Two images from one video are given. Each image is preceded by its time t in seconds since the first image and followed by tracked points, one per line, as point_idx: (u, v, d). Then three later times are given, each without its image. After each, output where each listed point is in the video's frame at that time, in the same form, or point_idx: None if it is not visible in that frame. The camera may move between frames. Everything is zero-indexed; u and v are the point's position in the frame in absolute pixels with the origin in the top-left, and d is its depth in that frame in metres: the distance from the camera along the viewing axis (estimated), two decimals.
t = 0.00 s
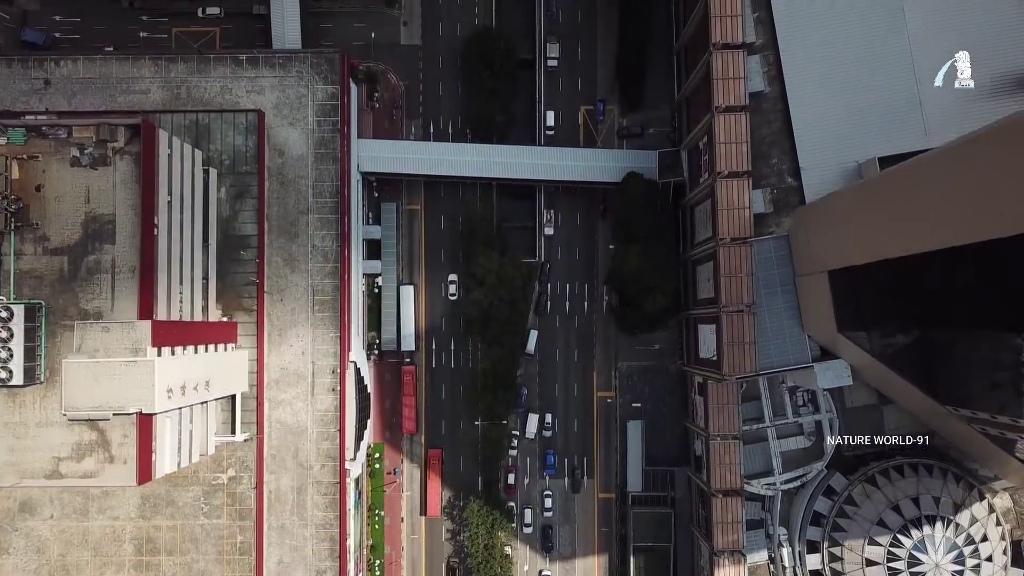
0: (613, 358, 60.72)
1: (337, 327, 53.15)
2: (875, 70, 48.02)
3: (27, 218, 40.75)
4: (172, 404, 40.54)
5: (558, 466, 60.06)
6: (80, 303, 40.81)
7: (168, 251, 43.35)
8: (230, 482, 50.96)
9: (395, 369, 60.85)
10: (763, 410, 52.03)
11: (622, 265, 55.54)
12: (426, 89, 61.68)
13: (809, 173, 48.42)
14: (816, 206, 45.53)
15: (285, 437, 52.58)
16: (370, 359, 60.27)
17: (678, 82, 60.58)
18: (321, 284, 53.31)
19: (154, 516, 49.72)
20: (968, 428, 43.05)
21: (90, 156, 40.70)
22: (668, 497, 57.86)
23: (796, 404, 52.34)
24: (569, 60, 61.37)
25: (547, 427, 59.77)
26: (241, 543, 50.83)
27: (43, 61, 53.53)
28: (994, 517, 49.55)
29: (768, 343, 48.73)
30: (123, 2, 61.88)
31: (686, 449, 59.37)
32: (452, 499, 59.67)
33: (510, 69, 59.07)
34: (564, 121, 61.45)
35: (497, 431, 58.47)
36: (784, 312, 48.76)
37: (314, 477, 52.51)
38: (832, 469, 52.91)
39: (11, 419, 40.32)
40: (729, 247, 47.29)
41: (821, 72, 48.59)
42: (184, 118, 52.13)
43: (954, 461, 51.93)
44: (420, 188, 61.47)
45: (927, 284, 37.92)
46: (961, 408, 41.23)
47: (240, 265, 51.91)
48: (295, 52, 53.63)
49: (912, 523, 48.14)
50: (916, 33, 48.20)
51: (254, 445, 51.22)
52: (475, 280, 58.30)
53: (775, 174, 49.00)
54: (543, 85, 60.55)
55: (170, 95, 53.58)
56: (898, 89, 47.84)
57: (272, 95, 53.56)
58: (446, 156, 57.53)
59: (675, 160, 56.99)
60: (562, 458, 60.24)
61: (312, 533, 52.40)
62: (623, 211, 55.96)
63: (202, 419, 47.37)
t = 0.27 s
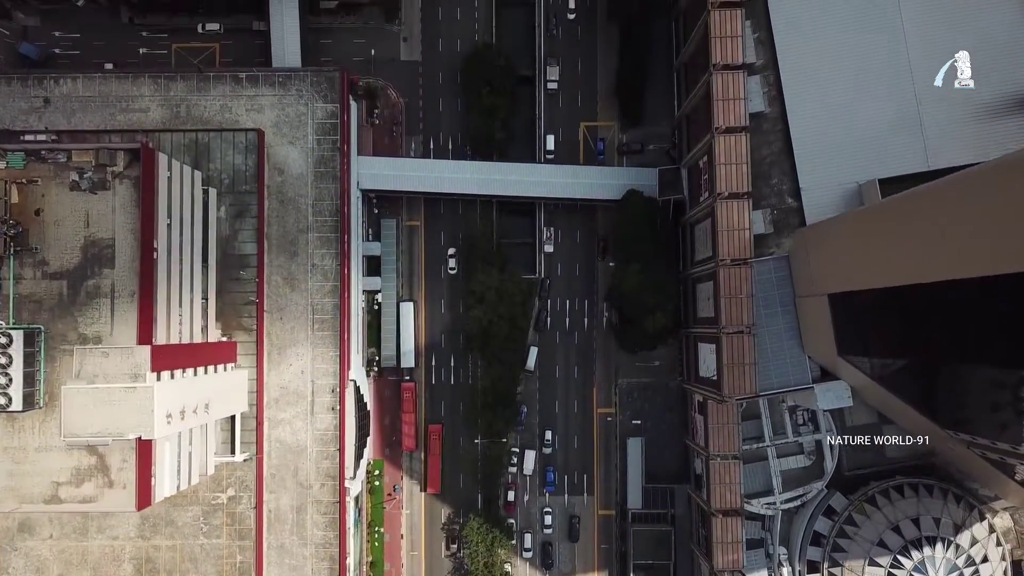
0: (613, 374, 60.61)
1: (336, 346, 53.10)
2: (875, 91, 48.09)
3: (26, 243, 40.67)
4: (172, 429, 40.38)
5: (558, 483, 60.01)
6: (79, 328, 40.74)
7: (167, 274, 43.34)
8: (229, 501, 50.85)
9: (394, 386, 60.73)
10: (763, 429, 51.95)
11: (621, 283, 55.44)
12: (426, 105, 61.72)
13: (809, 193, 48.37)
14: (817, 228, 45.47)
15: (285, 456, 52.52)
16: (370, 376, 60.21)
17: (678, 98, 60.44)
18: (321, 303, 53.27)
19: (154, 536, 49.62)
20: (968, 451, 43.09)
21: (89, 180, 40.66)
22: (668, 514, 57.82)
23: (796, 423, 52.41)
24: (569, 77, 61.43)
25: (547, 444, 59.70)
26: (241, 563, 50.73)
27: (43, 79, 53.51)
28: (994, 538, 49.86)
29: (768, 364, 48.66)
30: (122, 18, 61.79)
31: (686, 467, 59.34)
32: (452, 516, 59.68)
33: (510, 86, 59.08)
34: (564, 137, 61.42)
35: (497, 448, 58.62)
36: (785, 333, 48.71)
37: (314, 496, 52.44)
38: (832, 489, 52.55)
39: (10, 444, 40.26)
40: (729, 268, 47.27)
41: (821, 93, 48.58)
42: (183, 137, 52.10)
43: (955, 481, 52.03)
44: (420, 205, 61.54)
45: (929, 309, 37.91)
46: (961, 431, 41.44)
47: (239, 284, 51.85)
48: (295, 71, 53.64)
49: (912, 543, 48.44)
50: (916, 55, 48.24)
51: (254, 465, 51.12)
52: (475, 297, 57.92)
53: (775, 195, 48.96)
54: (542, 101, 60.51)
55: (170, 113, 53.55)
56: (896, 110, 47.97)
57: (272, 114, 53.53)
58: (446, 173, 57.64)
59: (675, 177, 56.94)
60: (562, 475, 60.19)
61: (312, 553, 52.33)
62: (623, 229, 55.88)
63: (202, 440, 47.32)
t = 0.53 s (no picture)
0: (613, 393, 60.56)
1: (336, 367, 53.04)
2: (874, 113, 48.24)
3: (24, 269, 40.52)
4: (171, 456, 40.25)
5: (558, 501, 59.96)
6: (78, 355, 40.60)
7: (167, 299, 43.28)
8: (228, 523, 50.81)
9: (394, 404, 60.65)
10: (763, 450, 51.87)
11: (621, 302, 55.34)
12: (426, 123, 61.73)
13: (809, 216, 48.35)
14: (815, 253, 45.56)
15: (284, 477, 52.44)
16: (369, 394, 60.11)
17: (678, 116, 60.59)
18: (320, 324, 53.20)
19: (152, 558, 49.53)
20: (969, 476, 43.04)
21: (88, 206, 40.60)
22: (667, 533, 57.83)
23: (796, 444, 52.15)
24: (569, 95, 61.54)
25: (547, 462, 59.61)
26: None
27: (42, 98, 53.46)
28: (994, 560, 49.48)
29: (768, 387, 48.60)
30: (122, 35, 61.74)
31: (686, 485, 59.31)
32: (451, 534, 59.67)
33: (510, 104, 59.08)
34: (564, 155, 61.40)
35: (496, 469, 57.30)
36: (785, 356, 48.71)
37: (313, 517, 52.36)
38: (832, 510, 52.99)
39: (9, 471, 40.16)
40: (728, 291, 47.29)
41: (821, 115, 48.59)
42: (183, 158, 51.99)
43: (954, 502, 52.08)
44: (420, 222, 61.39)
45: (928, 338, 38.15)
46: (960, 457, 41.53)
47: (239, 305, 51.76)
48: (295, 91, 53.62)
49: (912, 567, 47.56)
50: (917, 78, 48.27)
51: (253, 487, 51.07)
52: (475, 315, 57.95)
53: (776, 217, 48.93)
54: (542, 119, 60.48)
55: (169, 133, 53.49)
56: (896, 134, 48.15)
57: (272, 134, 53.49)
58: (446, 192, 57.67)
59: (675, 196, 56.84)
60: (562, 493, 60.15)
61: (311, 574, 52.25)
62: (623, 248, 55.81)
63: (202, 464, 47.27)
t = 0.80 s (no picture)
0: (612, 411, 60.45)
1: (335, 388, 52.94)
2: (874, 136, 48.15)
3: (23, 296, 40.44)
4: (170, 484, 40.15)
5: (558, 520, 59.90)
6: (77, 382, 40.50)
7: (165, 324, 43.20)
8: (227, 544, 50.86)
9: (393, 421, 60.59)
10: (763, 471, 51.85)
11: (621, 323, 55.22)
12: (426, 140, 61.77)
13: (810, 239, 48.21)
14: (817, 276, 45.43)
15: (283, 498, 52.36)
16: (368, 413, 59.99)
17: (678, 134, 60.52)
18: (320, 344, 53.10)
19: None
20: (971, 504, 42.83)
21: (87, 233, 40.55)
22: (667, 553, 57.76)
23: (797, 465, 52.26)
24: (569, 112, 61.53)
25: (547, 481, 59.57)
26: None
27: (41, 118, 53.43)
28: None
29: (768, 410, 48.47)
30: (122, 52, 61.62)
31: (686, 504, 59.27)
32: (450, 552, 59.62)
33: (509, 122, 59.00)
34: (563, 172, 61.35)
35: (496, 487, 57.81)
36: (785, 379, 48.60)
37: (312, 538, 52.26)
38: (832, 531, 52.91)
39: (8, 498, 40.04)
40: (728, 314, 47.22)
41: (821, 137, 48.48)
42: (182, 179, 51.94)
43: (955, 523, 51.86)
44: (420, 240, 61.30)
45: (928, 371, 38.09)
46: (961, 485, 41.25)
47: (238, 326, 51.70)
48: (294, 111, 53.55)
49: None
50: (919, 100, 47.95)
51: (252, 510, 51.21)
52: (475, 334, 57.85)
53: (776, 240, 48.85)
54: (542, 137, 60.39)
55: (168, 153, 53.44)
56: (896, 157, 48.04)
57: (271, 154, 53.42)
58: (446, 211, 57.66)
59: (675, 216, 56.78)
60: (562, 511, 60.10)
61: None
62: (623, 268, 55.77)
63: (201, 487, 47.20)
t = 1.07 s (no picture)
0: (612, 431, 60.37)
1: (334, 410, 52.87)
2: (874, 161, 48.20)
3: (21, 325, 40.35)
4: (168, 515, 40.04)
5: (557, 540, 59.81)
6: (76, 412, 40.39)
7: (164, 351, 43.13)
8: (226, 568, 50.74)
9: (393, 441, 60.53)
10: (763, 494, 51.62)
11: (621, 345, 55.20)
12: (425, 159, 61.80)
13: (810, 263, 48.14)
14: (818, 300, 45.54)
15: (282, 521, 52.27)
16: (367, 433, 59.87)
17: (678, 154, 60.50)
18: (319, 367, 52.99)
19: None
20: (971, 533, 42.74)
21: (86, 262, 40.49)
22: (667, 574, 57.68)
23: (796, 487, 51.97)
24: (569, 131, 61.53)
25: (546, 501, 59.49)
26: None
27: (40, 140, 53.38)
28: None
29: (768, 435, 48.39)
30: (121, 71, 61.51)
31: (686, 524, 59.23)
32: (450, 573, 59.51)
33: (509, 142, 58.95)
34: (563, 191, 61.33)
35: (495, 510, 57.00)
36: (785, 403, 48.55)
37: (312, 561, 52.15)
38: (832, 556, 52.84)
39: (6, 528, 39.83)
40: (728, 339, 47.13)
41: (821, 162, 48.53)
42: (182, 202, 51.84)
43: (956, 547, 51.56)
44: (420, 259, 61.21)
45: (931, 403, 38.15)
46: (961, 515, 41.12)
47: (237, 349, 51.61)
48: (293, 132, 53.48)
49: None
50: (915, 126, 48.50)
51: (251, 534, 50.93)
52: (475, 355, 57.74)
53: (776, 264, 48.78)
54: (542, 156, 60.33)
55: (168, 175, 53.40)
56: (896, 182, 48.16)
57: (270, 176, 53.37)
58: (445, 231, 57.61)
59: (674, 236, 56.72)
60: (562, 531, 60.02)
61: None
62: (622, 289, 55.66)
63: (201, 513, 47.07)
